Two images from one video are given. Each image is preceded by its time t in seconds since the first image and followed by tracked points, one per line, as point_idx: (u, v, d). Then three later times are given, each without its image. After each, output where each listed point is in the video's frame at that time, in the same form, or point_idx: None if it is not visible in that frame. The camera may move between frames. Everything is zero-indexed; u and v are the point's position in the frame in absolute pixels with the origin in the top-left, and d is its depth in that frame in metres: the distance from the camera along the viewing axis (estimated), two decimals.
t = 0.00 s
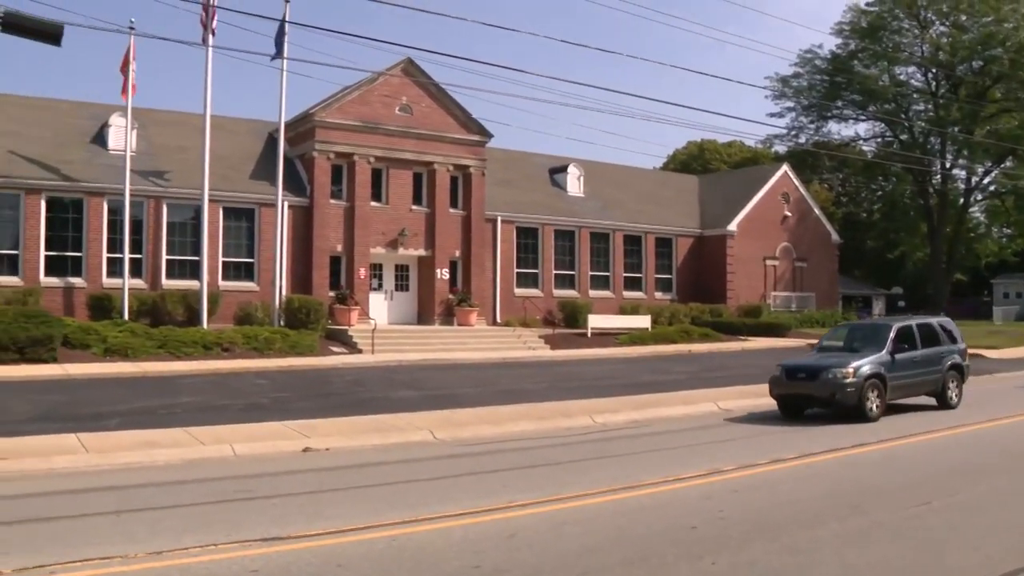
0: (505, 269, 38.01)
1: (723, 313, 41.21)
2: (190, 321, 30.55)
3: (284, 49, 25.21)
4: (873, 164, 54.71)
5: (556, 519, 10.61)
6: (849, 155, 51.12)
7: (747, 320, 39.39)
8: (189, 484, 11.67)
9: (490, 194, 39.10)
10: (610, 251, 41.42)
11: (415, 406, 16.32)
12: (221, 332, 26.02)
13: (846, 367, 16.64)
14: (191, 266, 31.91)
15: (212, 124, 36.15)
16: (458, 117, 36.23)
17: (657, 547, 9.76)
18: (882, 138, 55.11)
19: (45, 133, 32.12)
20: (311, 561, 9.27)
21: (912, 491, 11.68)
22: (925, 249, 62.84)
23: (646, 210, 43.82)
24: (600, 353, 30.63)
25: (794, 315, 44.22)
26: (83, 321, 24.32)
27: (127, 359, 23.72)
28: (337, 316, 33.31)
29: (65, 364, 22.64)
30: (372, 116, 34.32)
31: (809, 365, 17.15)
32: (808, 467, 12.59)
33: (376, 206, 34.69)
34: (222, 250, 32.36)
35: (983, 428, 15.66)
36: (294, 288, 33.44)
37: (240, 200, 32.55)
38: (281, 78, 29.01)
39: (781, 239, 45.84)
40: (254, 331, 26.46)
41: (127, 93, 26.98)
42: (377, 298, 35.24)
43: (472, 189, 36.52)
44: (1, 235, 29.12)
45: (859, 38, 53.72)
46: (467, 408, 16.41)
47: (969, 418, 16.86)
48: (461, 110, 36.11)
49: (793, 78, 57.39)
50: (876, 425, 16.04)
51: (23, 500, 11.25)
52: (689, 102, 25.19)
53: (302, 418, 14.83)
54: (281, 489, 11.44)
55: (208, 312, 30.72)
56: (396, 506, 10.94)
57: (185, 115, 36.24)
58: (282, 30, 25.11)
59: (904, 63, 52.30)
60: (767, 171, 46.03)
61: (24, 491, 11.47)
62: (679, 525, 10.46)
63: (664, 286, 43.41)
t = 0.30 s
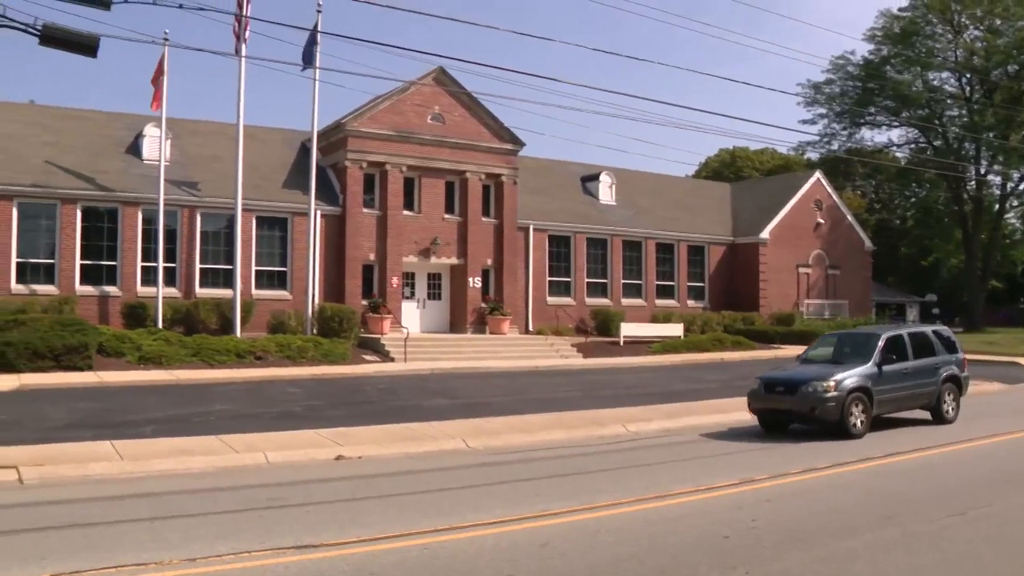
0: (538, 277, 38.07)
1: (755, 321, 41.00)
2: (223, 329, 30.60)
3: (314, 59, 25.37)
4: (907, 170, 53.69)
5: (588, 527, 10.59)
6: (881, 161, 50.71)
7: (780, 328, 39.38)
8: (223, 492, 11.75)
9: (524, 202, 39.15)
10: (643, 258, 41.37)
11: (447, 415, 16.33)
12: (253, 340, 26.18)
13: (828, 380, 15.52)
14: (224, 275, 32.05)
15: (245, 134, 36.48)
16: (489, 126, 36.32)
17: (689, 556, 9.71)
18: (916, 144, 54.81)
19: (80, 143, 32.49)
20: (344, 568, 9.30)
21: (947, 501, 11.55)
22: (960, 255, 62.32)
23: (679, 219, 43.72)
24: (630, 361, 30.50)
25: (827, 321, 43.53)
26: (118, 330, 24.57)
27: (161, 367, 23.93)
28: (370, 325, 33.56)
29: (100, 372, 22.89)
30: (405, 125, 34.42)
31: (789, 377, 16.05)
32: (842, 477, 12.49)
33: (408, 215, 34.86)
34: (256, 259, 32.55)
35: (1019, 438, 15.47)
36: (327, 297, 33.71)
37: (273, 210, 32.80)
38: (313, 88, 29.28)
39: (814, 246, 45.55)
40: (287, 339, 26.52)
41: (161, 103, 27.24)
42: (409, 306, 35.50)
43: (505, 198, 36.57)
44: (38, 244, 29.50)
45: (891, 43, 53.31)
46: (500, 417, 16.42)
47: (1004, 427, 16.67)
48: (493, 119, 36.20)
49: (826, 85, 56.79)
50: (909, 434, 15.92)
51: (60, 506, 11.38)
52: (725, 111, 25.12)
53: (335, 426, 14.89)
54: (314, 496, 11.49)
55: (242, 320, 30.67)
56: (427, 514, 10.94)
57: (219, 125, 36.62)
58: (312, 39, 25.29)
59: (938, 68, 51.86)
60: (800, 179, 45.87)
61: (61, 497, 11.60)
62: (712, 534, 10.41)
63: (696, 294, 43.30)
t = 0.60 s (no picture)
0: (569, 284, 38.03)
1: (787, 328, 41.06)
2: (255, 336, 30.82)
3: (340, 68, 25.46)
4: (939, 174, 53.35)
5: (620, 534, 10.56)
6: (913, 165, 50.31)
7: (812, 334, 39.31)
8: (256, 497, 11.81)
9: (556, 209, 39.23)
10: (673, 265, 41.24)
11: (480, 422, 16.34)
12: (285, 347, 26.30)
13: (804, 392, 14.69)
14: (256, 282, 32.18)
15: (276, 142, 36.71)
16: (520, 132, 36.42)
17: (722, 563, 9.65)
18: (949, 149, 54.16)
19: (113, 151, 32.83)
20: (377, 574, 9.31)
21: (983, 510, 11.40)
22: (993, 259, 61.86)
23: (709, 225, 43.56)
24: (659, 369, 30.37)
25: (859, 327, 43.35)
26: (150, 336, 24.75)
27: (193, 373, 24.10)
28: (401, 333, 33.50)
29: (134, 378, 23.06)
30: (435, 132, 34.63)
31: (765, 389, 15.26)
32: (875, 485, 12.39)
33: (440, 222, 34.88)
34: (288, 266, 32.74)
35: None
36: (358, 304, 33.75)
37: (305, 217, 32.97)
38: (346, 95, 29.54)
39: (846, 252, 45.30)
40: (319, 346, 26.73)
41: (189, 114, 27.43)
42: (441, 313, 35.33)
43: (535, 205, 36.61)
44: (73, 251, 29.82)
45: (924, 47, 53.36)
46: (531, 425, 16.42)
47: None
48: (523, 126, 36.30)
49: (857, 89, 57.05)
50: (943, 442, 15.77)
51: (95, 511, 11.48)
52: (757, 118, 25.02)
53: (366, 433, 14.93)
54: (347, 503, 11.52)
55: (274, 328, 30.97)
56: (459, 521, 10.94)
57: (252, 133, 36.89)
58: (342, 48, 25.44)
59: (970, 72, 51.73)
60: (831, 185, 45.61)
61: (96, 503, 11.70)
62: (745, 541, 10.35)
63: (728, 300, 43.12)
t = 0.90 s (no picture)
0: (598, 288, 38.02)
1: (817, 331, 40.50)
2: (284, 339, 30.92)
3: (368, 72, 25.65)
4: (970, 177, 53.72)
5: (649, 539, 10.50)
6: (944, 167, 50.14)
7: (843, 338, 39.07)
8: (286, 501, 11.86)
9: (584, 213, 39.21)
10: (703, 268, 41.13)
11: (510, 426, 16.34)
12: (315, 351, 26.46)
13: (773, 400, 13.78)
14: (285, 286, 32.29)
15: (306, 147, 36.90)
16: (549, 137, 36.33)
17: (753, 567, 9.57)
18: (980, 150, 54.91)
19: (144, 156, 33.11)
20: None
21: (1016, 515, 11.26)
22: None
23: (738, 228, 43.37)
24: (685, 373, 30.29)
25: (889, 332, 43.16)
26: (181, 340, 24.95)
27: (223, 377, 24.27)
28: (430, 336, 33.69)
29: (163, 382, 23.21)
30: (463, 136, 34.62)
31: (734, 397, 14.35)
32: (905, 490, 12.28)
33: (468, 226, 34.98)
34: (317, 271, 32.88)
35: None
36: (387, 308, 33.86)
37: (334, 221, 33.13)
38: (374, 100, 29.71)
39: (876, 255, 44.99)
40: (348, 350, 26.83)
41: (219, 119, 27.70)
42: (470, 317, 35.51)
43: (564, 209, 36.59)
44: (104, 256, 30.14)
45: (954, 48, 53.51)
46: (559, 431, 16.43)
47: None
48: (552, 130, 36.23)
49: (886, 91, 57.50)
50: (974, 447, 15.64)
51: (127, 513, 11.57)
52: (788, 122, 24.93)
53: (395, 438, 14.95)
54: (377, 506, 11.56)
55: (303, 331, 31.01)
56: (489, 526, 10.92)
57: (281, 138, 37.10)
58: (369, 53, 25.57)
59: (1002, 73, 51.70)
60: (860, 188, 45.38)
61: (128, 505, 11.80)
62: (775, 546, 10.26)
63: (757, 303, 42.99)
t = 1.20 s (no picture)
0: (624, 291, 38.01)
1: (845, 335, 40.24)
2: (311, 342, 31.08)
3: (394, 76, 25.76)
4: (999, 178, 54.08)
5: (675, 543, 10.44)
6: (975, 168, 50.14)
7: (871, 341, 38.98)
8: (313, 505, 11.89)
9: (609, 216, 39.19)
10: (729, 271, 41.03)
11: (537, 430, 16.36)
12: (341, 354, 26.54)
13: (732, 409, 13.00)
14: (312, 289, 32.50)
15: (332, 151, 37.08)
16: (575, 140, 36.30)
17: (781, 570, 9.50)
18: (1008, 152, 55.01)
19: (171, 160, 33.35)
20: None
21: None
22: None
23: (766, 231, 43.20)
24: (710, 377, 30.19)
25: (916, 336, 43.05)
26: (209, 344, 25.15)
27: (250, 380, 24.43)
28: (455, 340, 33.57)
29: (191, 385, 23.35)
30: (489, 140, 34.67)
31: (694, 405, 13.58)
32: (933, 495, 12.20)
33: (495, 230, 35.05)
34: (343, 274, 33.04)
35: None
36: (414, 311, 33.96)
37: (362, 225, 33.27)
38: (401, 103, 29.87)
39: (904, 258, 44.72)
40: (374, 353, 26.90)
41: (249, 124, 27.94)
42: (496, 321, 35.58)
43: (590, 212, 36.59)
44: (131, 260, 30.39)
45: (982, 48, 53.80)
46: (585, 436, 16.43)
47: None
48: (578, 133, 36.21)
49: (914, 93, 58.17)
50: (1003, 452, 15.53)
51: (155, 515, 11.63)
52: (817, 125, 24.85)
53: (422, 441, 14.99)
54: (405, 509, 11.59)
55: (329, 335, 31.26)
56: (516, 529, 10.90)
57: (307, 142, 37.30)
58: (394, 58, 25.66)
59: None
60: (888, 189, 45.10)
61: (156, 508, 11.87)
62: (803, 550, 10.16)
63: (784, 306, 42.75)
